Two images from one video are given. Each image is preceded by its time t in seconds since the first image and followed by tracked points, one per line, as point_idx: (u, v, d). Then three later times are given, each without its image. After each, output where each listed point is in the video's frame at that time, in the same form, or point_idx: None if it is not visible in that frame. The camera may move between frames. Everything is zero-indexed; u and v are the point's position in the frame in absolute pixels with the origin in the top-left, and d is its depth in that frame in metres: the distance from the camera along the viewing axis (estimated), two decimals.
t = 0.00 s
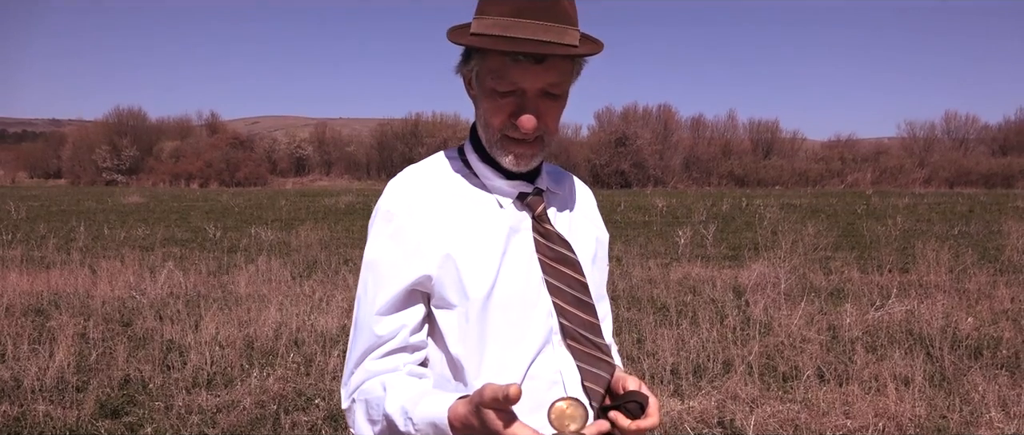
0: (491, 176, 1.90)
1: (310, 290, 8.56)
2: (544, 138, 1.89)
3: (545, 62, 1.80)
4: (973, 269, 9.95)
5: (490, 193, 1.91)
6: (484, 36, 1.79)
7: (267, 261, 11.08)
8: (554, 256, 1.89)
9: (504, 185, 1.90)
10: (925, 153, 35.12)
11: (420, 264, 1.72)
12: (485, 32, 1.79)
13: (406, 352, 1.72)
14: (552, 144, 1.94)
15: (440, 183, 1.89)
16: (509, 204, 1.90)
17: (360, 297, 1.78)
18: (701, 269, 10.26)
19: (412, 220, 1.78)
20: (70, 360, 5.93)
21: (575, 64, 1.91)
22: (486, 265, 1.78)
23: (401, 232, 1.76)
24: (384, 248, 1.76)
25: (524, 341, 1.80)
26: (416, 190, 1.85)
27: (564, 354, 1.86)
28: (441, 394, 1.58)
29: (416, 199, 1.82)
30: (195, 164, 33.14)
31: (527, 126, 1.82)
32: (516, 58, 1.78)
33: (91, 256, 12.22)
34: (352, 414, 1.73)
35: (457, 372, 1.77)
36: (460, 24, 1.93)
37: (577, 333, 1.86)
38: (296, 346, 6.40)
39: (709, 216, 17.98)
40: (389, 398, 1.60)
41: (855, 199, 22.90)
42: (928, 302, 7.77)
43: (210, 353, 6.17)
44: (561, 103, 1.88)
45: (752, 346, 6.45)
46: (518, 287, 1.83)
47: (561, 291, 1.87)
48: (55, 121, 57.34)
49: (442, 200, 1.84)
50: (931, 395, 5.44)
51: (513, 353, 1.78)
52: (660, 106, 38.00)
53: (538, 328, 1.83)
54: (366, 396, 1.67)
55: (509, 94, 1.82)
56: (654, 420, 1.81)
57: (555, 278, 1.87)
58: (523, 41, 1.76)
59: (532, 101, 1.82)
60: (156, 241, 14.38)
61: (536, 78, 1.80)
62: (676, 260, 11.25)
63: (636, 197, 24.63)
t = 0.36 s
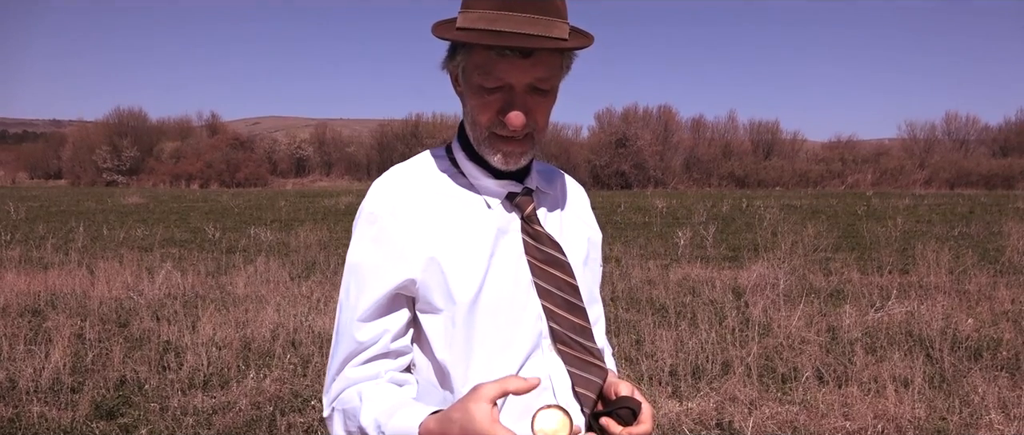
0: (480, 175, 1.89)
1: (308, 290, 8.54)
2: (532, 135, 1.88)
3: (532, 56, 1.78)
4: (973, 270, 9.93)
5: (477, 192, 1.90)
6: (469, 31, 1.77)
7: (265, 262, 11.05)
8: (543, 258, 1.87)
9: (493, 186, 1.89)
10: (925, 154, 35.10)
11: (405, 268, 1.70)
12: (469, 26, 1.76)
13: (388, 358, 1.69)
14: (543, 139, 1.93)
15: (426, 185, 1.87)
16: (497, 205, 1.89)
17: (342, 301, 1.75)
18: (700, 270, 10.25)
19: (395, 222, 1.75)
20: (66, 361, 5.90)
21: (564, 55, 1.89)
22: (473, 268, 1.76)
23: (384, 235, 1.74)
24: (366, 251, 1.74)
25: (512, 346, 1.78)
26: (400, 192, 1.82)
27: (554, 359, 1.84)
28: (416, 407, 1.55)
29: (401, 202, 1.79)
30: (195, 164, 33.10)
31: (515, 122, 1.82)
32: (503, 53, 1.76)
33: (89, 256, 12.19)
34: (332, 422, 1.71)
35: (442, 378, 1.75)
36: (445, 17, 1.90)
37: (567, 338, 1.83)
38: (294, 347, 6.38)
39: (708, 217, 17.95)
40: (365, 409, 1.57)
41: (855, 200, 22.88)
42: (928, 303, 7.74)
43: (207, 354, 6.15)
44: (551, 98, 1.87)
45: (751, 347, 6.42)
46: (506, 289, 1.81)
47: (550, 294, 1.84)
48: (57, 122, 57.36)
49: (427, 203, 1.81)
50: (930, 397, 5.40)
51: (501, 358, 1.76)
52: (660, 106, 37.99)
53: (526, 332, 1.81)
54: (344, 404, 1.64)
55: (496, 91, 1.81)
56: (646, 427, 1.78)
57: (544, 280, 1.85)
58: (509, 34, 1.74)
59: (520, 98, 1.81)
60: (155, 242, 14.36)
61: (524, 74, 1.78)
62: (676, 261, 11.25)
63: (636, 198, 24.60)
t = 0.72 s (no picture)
0: (468, 173, 1.87)
1: (307, 290, 8.51)
2: (520, 128, 1.85)
3: (520, 46, 1.76)
4: (973, 270, 9.91)
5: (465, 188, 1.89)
6: (456, 21, 1.75)
7: (264, 262, 11.03)
8: (533, 255, 1.85)
9: (482, 183, 1.88)
10: (926, 154, 35.09)
11: (391, 266, 1.68)
12: (456, 17, 1.75)
13: (374, 359, 1.68)
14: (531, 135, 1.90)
15: (413, 182, 1.85)
16: (487, 203, 1.87)
17: (327, 301, 1.74)
18: (700, 270, 10.22)
19: (382, 220, 1.74)
20: (62, 361, 5.88)
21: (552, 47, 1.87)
22: (460, 267, 1.75)
23: (370, 233, 1.72)
24: (352, 249, 1.72)
25: (501, 346, 1.76)
26: (386, 190, 1.81)
27: (544, 359, 1.82)
28: (403, 408, 1.56)
29: (387, 198, 1.77)
30: (195, 164, 33.06)
31: (503, 113, 1.78)
32: (490, 42, 1.75)
33: (88, 256, 12.16)
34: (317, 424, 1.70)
35: (430, 379, 1.74)
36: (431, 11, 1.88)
37: (557, 337, 1.80)
38: (291, 347, 6.36)
39: (708, 217, 17.93)
40: (350, 410, 1.57)
41: (855, 200, 22.87)
42: (928, 303, 7.71)
43: (204, 354, 6.13)
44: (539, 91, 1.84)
45: (751, 347, 6.40)
46: (494, 288, 1.79)
47: (539, 292, 1.82)
48: (56, 121, 57.35)
49: (414, 202, 1.80)
50: (931, 397, 5.38)
51: (489, 357, 1.75)
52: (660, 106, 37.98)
53: (515, 332, 1.79)
54: (330, 406, 1.63)
55: (483, 81, 1.79)
56: (638, 428, 1.75)
57: (533, 278, 1.82)
58: (497, 23, 1.73)
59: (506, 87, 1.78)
60: (154, 241, 14.34)
61: (511, 63, 1.77)
62: (675, 261, 11.23)
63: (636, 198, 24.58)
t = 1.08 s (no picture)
0: (453, 177, 1.88)
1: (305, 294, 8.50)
2: (487, 112, 1.90)
3: (480, 26, 1.89)
4: (973, 273, 9.90)
5: (450, 194, 1.89)
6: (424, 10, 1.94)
7: (263, 265, 11.01)
8: (518, 259, 1.85)
9: (467, 187, 1.88)
10: (926, 156, 35.09)
11: (370, 270, 1.68)
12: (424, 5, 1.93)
13: (355, 363, 1.68)
14: (507, 125, 1.95)
15: (398, 185, 1.85)
16: (472, 205, 1.88)
17: (308, 305, 1.73)
18: (699, 273, 10.20)
19: (363, 224, 1.73)
20: (59, 364, 5.86)
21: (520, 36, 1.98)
22: (441, 270, 1.74)
23: (351, 236, 1.72)
24: (333, 253, 1.72)
25: (483, 350, 1.76)
26: (369, 194, 1.81)
27: (528, 365, 1.82)
28: (382, 410, 1.56)
29: (371, 202, 1.77)
30: (196, 167, 33.06)
31: (467, 92, 1.87)
32: (451, 22, 1.88)
33: (87, 259, 12.14)
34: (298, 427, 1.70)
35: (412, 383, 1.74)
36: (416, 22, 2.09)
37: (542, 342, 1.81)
38: (289, 350, 6.35)
39: (708, 220, 17.92)
40: (330, 415, 1.57)
41: (855, 203, 22.85)
42: (928, 307, 7.70)
43: (202, 358, 6.11)
44: (506, 76, 1.93)
45: (749, 350, 6.40)
46: (477, 292, 1.79)
47: (523, 296, 1.82)
48: (57, 124, 57.38)
49: (398, 205, 1.80)
50: (930, 401, 5.37)
51: (471, 362, 1.74)
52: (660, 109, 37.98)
53: (499, 336, 1.78)
54: (310, 410, 1.63)
55: (449, 64, 1.90)
56: None
57: (518, 282, 1.83)
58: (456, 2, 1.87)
59: (470, 66, 1.87)
60: (153, 244, 14.32)
61: (474, 43, 1.88)
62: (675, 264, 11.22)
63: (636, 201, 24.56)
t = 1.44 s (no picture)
0: (451, 179, 1.88)
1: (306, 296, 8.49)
2: (483, 111, 1.90)
3: (473, 28, 1.90)
4: (974, 275, 9.89)
5: (450, 198, 1.90)
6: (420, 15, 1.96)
7: (263, 266, 11.02)
8: (513, 263, 1.85)
9: (464, 190, 1.88)
10: (926, 158, 35.08)
11: (363, 270, 1.69)
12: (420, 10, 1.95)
13: (354, 367, 1.72)
14: (504, 126, 1.93)
15: (400, 189, 1.88)
16: (469, 208, 1.89)
17: (315, 307, 1.77)
18: (700, 275, 10.20)
19: (363, 227, 1.76)
20: (58, 366, 5.86)
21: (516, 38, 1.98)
22: (434, 272, 1.75)
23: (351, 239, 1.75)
24: (336, 256, 1.76)
25: (473, 351, 1.75)
26: (372, 197, 1.84)
27: (520, 367, 1.81)
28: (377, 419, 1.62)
29: (374, 206, 1.80)
30: (196, 169, 33.07)
31: (461, 92, 1.87)
32: (444, 24, 1.90)
33: (88, 261, 12.14)
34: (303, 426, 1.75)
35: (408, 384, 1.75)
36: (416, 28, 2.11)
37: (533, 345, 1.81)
38: (288, 352, 6.35)
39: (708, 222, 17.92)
40: (326, 419, 1.62)
41: (855, 205, 22.86)
42: (928, 308, 7.69)
43: (201, 359, 6.11)
44: (500, 77, 1.93)
45: (749, 352, 6.40)
46: (471, 294, 1.80)
47: (517, 299, 1.82)
48: (58, 127, 57.47)
49: (398, 208, 1.82)
50: (930, 403, 5.36)
51: (460, 363, 1.74)
52: (660, 111, 37.98)
53: (491, 337, 1.78)
54: (310, 412, 1.68)
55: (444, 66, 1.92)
56: None
57: (512, 285, 1.83)
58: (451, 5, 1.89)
59: (463, 67, 1.89)
60: (153, 246, 14.31)
61: (467, 44, 1.89)
62: (675, 266, 11.22)
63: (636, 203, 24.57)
